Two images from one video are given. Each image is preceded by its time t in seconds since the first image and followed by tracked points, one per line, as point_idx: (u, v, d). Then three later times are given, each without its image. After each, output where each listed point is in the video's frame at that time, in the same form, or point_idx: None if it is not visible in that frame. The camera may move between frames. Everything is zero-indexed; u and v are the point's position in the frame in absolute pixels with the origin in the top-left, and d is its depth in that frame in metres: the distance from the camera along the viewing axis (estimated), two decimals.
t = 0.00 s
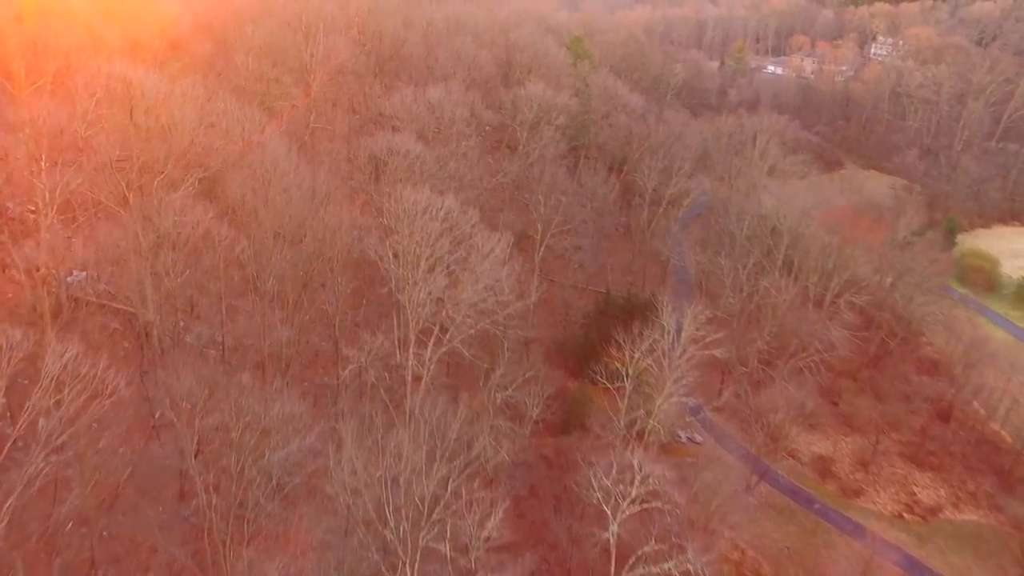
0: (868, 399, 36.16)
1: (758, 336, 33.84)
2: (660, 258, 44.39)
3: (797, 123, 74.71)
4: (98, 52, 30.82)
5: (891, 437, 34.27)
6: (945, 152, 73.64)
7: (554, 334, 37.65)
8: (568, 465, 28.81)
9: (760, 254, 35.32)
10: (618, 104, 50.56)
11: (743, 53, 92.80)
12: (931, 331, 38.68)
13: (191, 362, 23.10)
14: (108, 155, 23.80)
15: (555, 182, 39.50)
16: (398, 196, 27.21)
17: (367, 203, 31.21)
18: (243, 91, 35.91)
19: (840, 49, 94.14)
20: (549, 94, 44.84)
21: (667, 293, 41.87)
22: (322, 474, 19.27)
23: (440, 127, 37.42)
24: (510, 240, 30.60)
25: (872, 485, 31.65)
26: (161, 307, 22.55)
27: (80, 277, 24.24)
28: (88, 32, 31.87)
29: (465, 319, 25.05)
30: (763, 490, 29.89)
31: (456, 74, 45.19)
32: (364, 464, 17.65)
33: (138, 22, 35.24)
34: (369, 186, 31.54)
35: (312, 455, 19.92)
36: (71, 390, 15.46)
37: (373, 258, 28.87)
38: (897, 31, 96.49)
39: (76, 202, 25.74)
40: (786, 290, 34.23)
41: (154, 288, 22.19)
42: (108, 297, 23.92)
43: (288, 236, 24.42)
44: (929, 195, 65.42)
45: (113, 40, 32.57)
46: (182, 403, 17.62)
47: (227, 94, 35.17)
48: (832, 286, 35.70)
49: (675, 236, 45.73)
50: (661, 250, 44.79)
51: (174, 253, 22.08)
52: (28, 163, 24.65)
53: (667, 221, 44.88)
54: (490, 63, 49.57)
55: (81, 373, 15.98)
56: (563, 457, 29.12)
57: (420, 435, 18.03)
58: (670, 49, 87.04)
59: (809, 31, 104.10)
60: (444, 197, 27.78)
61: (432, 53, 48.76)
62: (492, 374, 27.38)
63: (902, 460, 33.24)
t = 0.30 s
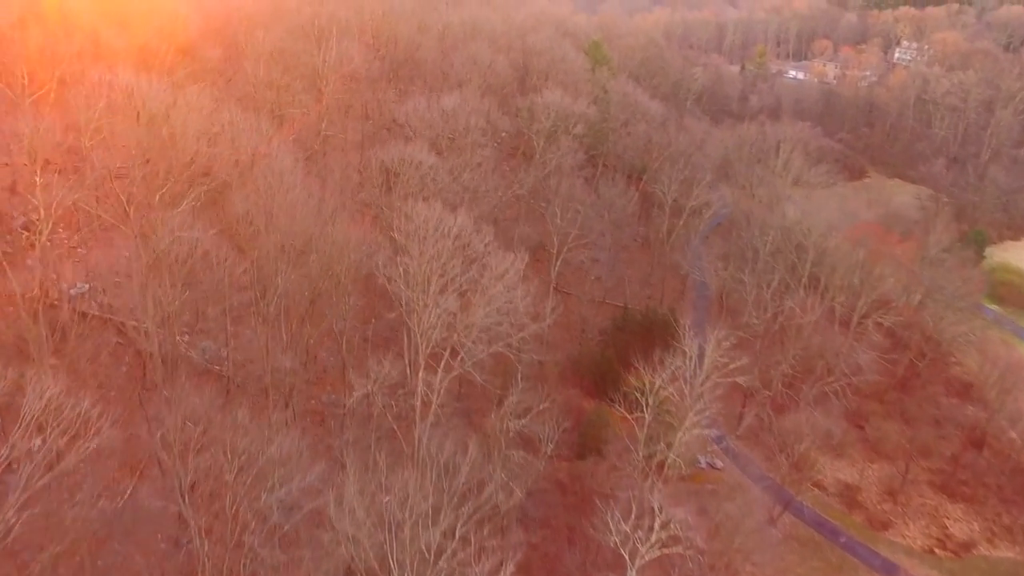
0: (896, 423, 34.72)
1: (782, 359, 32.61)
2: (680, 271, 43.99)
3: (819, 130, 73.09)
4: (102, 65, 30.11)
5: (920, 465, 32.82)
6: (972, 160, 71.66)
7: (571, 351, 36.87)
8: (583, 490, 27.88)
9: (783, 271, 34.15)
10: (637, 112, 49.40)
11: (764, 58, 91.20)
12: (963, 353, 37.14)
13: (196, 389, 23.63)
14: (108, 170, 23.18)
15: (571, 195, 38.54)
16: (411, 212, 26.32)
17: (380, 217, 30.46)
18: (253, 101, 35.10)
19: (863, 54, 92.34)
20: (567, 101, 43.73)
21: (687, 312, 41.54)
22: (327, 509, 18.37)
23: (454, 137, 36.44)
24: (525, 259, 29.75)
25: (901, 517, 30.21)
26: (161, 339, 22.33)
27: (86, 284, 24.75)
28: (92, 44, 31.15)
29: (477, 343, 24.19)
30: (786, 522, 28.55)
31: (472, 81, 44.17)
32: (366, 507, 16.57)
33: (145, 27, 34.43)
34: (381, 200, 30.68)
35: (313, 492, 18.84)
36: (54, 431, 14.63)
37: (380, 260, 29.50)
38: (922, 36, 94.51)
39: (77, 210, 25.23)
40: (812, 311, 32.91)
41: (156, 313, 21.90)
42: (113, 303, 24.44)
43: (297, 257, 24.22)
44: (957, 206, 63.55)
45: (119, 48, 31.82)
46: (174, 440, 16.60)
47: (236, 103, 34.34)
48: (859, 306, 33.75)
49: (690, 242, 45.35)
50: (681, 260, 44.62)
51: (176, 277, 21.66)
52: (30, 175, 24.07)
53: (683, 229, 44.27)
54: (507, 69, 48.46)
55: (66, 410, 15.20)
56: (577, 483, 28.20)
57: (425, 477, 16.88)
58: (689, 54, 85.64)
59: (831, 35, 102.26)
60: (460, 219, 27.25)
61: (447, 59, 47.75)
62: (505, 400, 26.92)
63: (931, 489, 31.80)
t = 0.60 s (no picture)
0: (932, 453, 33.07)
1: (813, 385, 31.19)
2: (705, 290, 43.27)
3: (849, 139, 71.20)
4: (114, 75, 29.70)
5: (958, 499, 31.18)
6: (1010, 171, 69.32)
7: (593, 371, 36.27)
8: (601, 522, 26.97)
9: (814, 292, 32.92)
10: (663, 121, 48.26)
11: (793, 63, 89.39)
12: (1004, 379, 35.35)
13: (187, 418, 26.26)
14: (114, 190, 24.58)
15: (594, 209, 37.66)
16: (428, 232, 25.58)
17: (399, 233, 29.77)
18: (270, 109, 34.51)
19: (895, 61, 90.20)
20: (592, 110, 42.70)
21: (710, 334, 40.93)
22: (329, 552, 17.65)
23: (473, 149, 35.62)
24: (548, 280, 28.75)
25: (938, 555, 28.59)
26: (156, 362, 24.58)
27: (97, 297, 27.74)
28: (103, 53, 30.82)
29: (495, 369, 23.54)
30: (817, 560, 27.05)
31: (493, 87, 43.30)
32: (370, 555, 15.47)
33: (159, 34, 34.05)
34: (399, 214, 29.87)
35: (315, 533, 17.79)
36: (39, 472, 14.15)
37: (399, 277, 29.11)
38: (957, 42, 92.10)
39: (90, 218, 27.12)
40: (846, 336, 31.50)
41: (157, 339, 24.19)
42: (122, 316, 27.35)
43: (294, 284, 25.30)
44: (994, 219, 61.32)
45: (131, 58, 31.46)
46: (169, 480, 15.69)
47: (252, 112, 33.79)
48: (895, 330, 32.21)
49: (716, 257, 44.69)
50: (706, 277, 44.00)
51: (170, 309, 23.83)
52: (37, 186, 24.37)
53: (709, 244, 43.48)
54: (529, 76, 47.43)
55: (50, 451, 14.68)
56: (595, 514, 27.21)
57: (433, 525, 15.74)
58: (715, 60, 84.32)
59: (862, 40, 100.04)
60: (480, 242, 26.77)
61: (468, 65, 46.86)
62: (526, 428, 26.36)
63: (969, 526, 30.16)
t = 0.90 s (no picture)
0: (977, 489, 31.31)
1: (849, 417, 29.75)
2: (735, 308, 42.07)
3: (886, 150, 69.05)
4: (131, 82, 29.09)
5: (1003, 541, 29.47)
6: None
7: (618, 392, 35.30)
8: (623, 558, 26.90)
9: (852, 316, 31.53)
10: (693, 132, 46.94)
11: (827, 70, 87.17)
12: None
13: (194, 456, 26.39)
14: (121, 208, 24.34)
15: (621, 224, 36.53)
16: (448, 252, 24.75)
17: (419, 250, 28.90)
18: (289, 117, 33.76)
19: (934, 69, 87.55)
20: (620, 120, 41.51)
21: (740, 354, 39.78)
22: None
23: (497, 161, 34.61)
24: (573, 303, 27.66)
25: None
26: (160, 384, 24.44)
27: (111, 305, 27.68)
28: (121, 59, 30.27)
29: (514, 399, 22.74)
30: None
31: (519, 96, 42.23)
32: None
33: (178, 41, 33.59)
34: (419, 231, 28.95)
35: None
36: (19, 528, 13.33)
37: (420, 297, 28.30)
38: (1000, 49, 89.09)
39: (106, 227, 27.06)
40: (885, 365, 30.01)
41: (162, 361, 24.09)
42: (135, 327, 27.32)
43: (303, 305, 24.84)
44: None
45: (149, 64, 30.90)
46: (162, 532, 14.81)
47: (271, 120, 33.04)
48: (938, 359, 30.58)
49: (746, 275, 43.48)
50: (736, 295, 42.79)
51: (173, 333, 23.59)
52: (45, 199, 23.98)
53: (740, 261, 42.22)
54: (557, 84, 46.28)
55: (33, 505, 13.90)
56: (619, 549, 27.05)
57: None
58: (746, 66, 82.48)
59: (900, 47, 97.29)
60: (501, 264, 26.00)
61: (494, 73, 45.79)
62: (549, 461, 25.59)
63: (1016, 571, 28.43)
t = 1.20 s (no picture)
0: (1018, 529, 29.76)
1: (885, 453, 28.37)
2: (765, 327, 40.62)
3: (921, 161, 66.95)
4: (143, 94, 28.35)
5: None
6: None
7: (641, 416, 34.09)
8: None
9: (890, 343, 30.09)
10: (723, 144, 45.62)
11: (860, 77, 85.02)
12: None
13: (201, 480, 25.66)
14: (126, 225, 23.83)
15: (647, 241, 35.34)
16: (467, 277, 23.75)
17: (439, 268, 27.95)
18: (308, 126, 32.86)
19: (971, 77, 85.04)
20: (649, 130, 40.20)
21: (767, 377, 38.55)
22: None
23: (521, 171, 33.39)
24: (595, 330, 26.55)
25: None
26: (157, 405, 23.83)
27: (122, 317, 27.36)
28: (132, 66, 29.51)
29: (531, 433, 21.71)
30: None
31: (544, 104, 41.03)
32: None
33: (196, 45, 32.91)
34: (438, 248, 27.96)
35: None
36: None
37: (437, 318, 27.33)
38: None
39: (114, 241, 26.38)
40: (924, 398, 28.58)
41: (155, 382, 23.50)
42: (144, 342, 26.92)
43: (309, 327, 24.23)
44: None
45: (165, 72, 30.24)
46: None
47: (288, 129, 32.15)
48: (981, 393, 29.08)
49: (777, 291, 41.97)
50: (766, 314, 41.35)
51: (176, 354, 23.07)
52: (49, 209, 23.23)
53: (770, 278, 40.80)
54: (583, 92, 45.12)
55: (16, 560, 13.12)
56: None
57: None
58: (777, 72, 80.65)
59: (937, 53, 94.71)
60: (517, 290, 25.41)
61: (518, 80, 44.71)
62: (568, 495, 24.59)
63: None
